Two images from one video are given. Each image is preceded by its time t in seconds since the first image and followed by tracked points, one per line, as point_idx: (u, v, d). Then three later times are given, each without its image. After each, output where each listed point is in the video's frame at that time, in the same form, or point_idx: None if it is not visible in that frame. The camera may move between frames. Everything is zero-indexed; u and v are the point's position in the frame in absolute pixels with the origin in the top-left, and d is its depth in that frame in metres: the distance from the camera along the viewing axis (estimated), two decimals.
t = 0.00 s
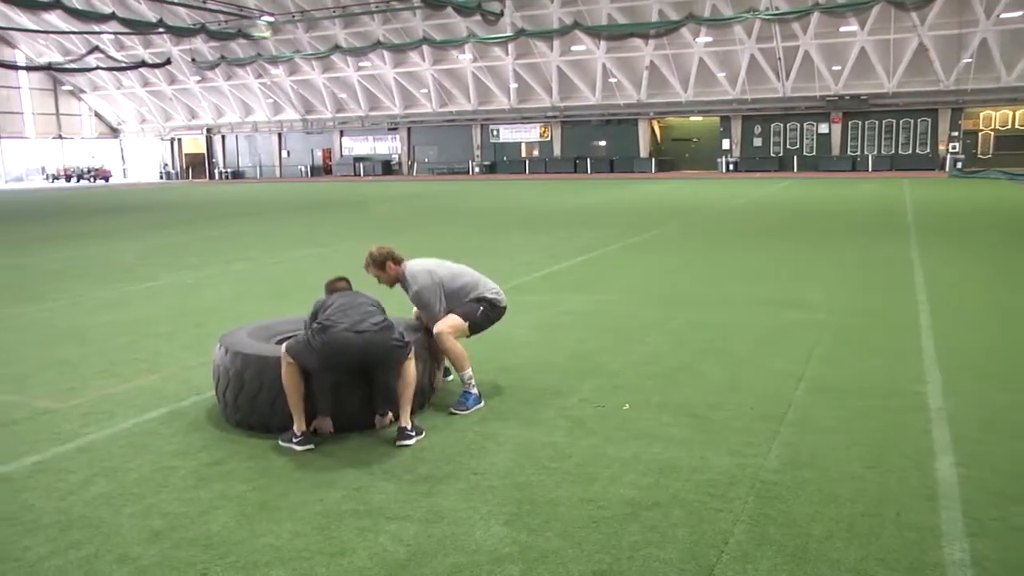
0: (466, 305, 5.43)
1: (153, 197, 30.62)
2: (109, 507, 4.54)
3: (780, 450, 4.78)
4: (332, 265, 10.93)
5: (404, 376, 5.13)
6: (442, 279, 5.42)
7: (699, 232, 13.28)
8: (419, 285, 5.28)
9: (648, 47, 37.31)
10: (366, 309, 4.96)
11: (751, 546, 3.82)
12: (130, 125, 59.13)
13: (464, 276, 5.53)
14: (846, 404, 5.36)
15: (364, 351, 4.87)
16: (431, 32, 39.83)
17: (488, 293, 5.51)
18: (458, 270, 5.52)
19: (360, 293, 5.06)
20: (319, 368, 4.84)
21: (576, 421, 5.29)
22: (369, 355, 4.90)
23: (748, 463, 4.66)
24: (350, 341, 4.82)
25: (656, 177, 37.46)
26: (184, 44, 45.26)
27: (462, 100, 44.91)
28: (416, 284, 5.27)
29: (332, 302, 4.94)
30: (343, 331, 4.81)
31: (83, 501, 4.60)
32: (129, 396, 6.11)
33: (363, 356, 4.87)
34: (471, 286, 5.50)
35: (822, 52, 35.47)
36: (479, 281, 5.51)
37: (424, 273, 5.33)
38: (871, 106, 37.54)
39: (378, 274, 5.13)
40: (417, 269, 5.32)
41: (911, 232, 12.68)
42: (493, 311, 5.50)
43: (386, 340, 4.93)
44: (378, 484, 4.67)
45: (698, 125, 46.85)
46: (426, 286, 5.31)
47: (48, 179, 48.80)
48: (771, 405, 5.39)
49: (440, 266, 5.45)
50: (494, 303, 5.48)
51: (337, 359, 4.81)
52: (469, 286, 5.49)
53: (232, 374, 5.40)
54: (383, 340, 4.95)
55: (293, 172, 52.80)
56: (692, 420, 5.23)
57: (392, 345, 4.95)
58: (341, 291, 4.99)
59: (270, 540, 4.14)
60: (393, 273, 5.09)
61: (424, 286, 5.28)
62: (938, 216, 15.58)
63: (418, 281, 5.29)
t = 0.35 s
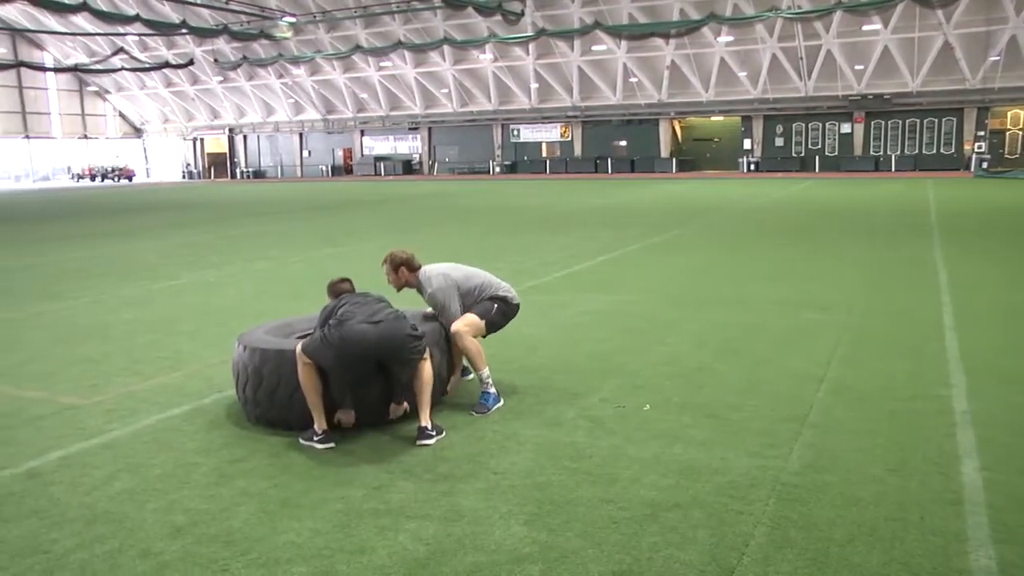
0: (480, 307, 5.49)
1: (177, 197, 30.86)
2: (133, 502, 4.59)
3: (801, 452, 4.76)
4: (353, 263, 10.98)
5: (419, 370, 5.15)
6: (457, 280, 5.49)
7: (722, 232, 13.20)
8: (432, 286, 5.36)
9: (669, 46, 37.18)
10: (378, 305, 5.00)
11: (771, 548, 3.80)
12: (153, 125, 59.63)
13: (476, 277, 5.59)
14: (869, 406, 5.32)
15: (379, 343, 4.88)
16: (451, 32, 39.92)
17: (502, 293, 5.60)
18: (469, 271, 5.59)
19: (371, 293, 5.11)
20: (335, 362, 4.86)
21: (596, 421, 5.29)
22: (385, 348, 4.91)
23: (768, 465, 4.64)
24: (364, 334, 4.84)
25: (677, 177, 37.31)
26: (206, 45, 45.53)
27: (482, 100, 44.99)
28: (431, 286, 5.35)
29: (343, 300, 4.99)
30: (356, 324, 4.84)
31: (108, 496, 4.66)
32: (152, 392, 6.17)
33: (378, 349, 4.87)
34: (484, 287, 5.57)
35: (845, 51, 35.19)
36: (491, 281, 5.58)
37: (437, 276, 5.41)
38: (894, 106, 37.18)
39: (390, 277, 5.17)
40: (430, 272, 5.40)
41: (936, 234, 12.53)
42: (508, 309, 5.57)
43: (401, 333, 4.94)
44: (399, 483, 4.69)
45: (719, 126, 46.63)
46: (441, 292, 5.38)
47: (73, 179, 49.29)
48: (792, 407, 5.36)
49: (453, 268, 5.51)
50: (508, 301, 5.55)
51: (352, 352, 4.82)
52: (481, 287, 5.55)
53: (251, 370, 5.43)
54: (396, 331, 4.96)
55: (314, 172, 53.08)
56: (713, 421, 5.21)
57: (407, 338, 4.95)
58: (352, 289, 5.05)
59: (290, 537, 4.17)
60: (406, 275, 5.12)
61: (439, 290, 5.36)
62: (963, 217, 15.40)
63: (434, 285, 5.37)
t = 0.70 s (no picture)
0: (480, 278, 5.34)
1: (207, 195, 31.22)
2: (162, 497, 4.65)
3: (828, 455, 4.72)
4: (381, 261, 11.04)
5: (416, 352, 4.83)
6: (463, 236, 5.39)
7: (750, 232, 13.14)
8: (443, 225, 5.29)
9: (696, 46, 37.02)
10: (374, 249, 4.75)
11: (798, 553, 3.77)
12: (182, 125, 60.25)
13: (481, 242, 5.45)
14: (898, 409, 5.26)
15: (376, 292, 4.68)
16: (478, 32, 39.99)
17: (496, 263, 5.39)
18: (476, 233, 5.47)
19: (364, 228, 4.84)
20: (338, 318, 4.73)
21: (622, 422, 5.27)
22: (386, 296, 4.70)
23: (795, 468, 4.60)
24: (360, 284, 4.65)
25: (705, 176, 37.13)
26: (235, 46, 45.94)
27: (509, 100, 45.03)
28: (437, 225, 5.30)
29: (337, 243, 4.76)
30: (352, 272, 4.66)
31: (137, 491, 4.72)
32: (181, 387, 6.25)
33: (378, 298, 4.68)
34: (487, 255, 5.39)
35: (874, 49, 34.82)
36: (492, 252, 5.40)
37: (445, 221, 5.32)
38: (925, 105, 36.63)
39: (399, 206, 5.28)
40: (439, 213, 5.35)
41: (971, 236, 12.32)
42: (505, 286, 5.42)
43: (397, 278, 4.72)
44: (425, 483, 4.70)
45: (747, 126, 46.24)
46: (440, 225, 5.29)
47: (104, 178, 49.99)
48: (820, 409, 5.31)
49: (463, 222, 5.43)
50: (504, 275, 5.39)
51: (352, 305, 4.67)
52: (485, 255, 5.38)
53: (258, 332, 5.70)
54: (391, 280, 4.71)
55: (340, 171, 53.32)
56: (739, 422, 5.19)
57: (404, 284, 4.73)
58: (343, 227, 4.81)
59: (317, 534, 4.19)
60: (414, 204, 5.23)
61: (443, 232, 5.29)
62: (1000, 218, 15.13)
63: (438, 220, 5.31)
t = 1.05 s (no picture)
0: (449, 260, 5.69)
1: (249, 195, 31.60)
2: (200, 492, 4.71)
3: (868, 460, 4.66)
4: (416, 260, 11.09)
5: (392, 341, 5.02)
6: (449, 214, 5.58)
7: (790, 232, 12.99)
8: (436, 200, 5.43)
9: (734, 44, 36.77)
10: (377, 239, 5.00)
11: (836, 558, 3.72)
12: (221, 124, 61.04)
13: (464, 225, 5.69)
14: (940, 414, 5.18)
15: (374, 283, 4.96)
16: (515, 32, 40.04)
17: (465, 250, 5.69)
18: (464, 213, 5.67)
19: (372, 208, 5.03)
20: (336, 303, 4.92)
21: (659, 423, 5.24)
22: (380, 287, 5.00)
23: (834, 472, 4.55)
24: (361, 273, 4.91)
25: (742, 176, 36.88)
26: (274, 47, 46.40)
27: (546, 99, 45.11)
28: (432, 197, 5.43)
29: (347, 222, 4.92)
30: (357, 261, 4.90)
31: (177, 485, 4.78)
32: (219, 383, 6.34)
33: (375, 289, 4.97)
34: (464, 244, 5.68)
35: (917, 46, 34.26)
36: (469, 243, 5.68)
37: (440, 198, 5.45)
38: (969, 103, 35.92)
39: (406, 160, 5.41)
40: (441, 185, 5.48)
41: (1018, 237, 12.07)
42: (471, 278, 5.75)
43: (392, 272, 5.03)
44: (459, 481, 4.72)
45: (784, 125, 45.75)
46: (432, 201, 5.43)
47: (145, 177, 50.86)
48: (860, 413, 5.24)
49: (458, 198, 5.61)
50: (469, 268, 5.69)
51: (351, 292, 4.91)
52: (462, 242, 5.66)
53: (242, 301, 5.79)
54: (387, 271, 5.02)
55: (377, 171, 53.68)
56: (777, 425, 5.13)
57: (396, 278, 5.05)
58: (355, 204, 4.96)
59: (353, 531, 4.22)
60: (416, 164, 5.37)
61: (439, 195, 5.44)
62: None
63: (434, 192, 5.44)
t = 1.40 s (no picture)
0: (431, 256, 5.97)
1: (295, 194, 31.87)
2: (243, 488, 4.76)
3: (913, 465, 4.58)
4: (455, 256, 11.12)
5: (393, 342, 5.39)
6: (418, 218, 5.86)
7: (838, 234, 12.79)
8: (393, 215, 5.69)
9: (778, 43, 36.39)
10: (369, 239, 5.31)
11: (881, 565, 3.67)
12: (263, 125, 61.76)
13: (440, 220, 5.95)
14: (987, 419, 5.08)
15: (371, 282, 5.27)
16: (557, 32, 40.05)
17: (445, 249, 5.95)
18: (436, 209, 5.95)
19: (360, 213, 5.32)
20: (337, 303, 5.24)
21: (699, 425, 5.21)
22: (376, 286, 5.32)
23: (878, 477, 4.48)
24: (359, 275, 5.20)
25: (786, 176, 36.43)
26: (318, 48, 46.76)
27: (588, 99, 45.07)
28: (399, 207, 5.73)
29: (341, 229, 5.21)
30: (354, 263, 5.18)
31: (219, 480, 4.85)
32: (259, 378, 6.42)
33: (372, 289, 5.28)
34: (443, 237, 5.96)
35: (968, 43, 33.68)
36: (448, 234, 5.95)
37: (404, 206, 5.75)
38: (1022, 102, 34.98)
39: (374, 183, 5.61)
40: (404, 193, 5.76)
41: None
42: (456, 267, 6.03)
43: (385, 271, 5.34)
44: (499, 480, 4.73)
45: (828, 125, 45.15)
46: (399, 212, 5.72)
47: (190, 177, 51.56)
48: (905, 417, 5.16)
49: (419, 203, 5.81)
50: (454, 259, 5.96)
51: (351, 293, 5.20)
52: (440, 235, 5.94)
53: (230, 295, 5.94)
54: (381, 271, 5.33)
55: (418, 170, 53.97)
56: (819, 428, 5.08)
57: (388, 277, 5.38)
58: (345, 212, 5.24)
59: (393, 529, 4.25)
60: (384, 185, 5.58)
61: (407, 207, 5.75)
62: None
63: (397, 205, 5.73)
